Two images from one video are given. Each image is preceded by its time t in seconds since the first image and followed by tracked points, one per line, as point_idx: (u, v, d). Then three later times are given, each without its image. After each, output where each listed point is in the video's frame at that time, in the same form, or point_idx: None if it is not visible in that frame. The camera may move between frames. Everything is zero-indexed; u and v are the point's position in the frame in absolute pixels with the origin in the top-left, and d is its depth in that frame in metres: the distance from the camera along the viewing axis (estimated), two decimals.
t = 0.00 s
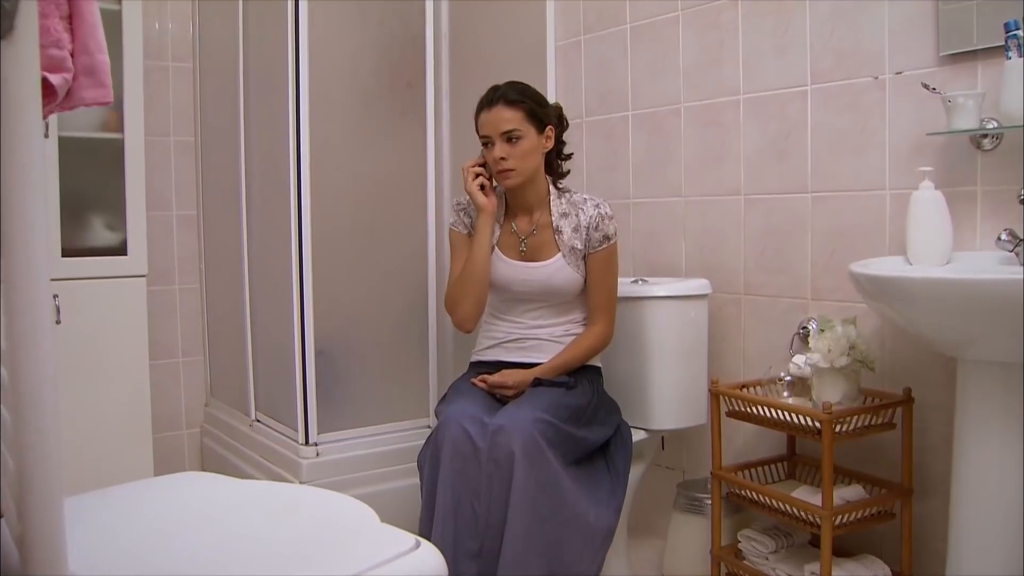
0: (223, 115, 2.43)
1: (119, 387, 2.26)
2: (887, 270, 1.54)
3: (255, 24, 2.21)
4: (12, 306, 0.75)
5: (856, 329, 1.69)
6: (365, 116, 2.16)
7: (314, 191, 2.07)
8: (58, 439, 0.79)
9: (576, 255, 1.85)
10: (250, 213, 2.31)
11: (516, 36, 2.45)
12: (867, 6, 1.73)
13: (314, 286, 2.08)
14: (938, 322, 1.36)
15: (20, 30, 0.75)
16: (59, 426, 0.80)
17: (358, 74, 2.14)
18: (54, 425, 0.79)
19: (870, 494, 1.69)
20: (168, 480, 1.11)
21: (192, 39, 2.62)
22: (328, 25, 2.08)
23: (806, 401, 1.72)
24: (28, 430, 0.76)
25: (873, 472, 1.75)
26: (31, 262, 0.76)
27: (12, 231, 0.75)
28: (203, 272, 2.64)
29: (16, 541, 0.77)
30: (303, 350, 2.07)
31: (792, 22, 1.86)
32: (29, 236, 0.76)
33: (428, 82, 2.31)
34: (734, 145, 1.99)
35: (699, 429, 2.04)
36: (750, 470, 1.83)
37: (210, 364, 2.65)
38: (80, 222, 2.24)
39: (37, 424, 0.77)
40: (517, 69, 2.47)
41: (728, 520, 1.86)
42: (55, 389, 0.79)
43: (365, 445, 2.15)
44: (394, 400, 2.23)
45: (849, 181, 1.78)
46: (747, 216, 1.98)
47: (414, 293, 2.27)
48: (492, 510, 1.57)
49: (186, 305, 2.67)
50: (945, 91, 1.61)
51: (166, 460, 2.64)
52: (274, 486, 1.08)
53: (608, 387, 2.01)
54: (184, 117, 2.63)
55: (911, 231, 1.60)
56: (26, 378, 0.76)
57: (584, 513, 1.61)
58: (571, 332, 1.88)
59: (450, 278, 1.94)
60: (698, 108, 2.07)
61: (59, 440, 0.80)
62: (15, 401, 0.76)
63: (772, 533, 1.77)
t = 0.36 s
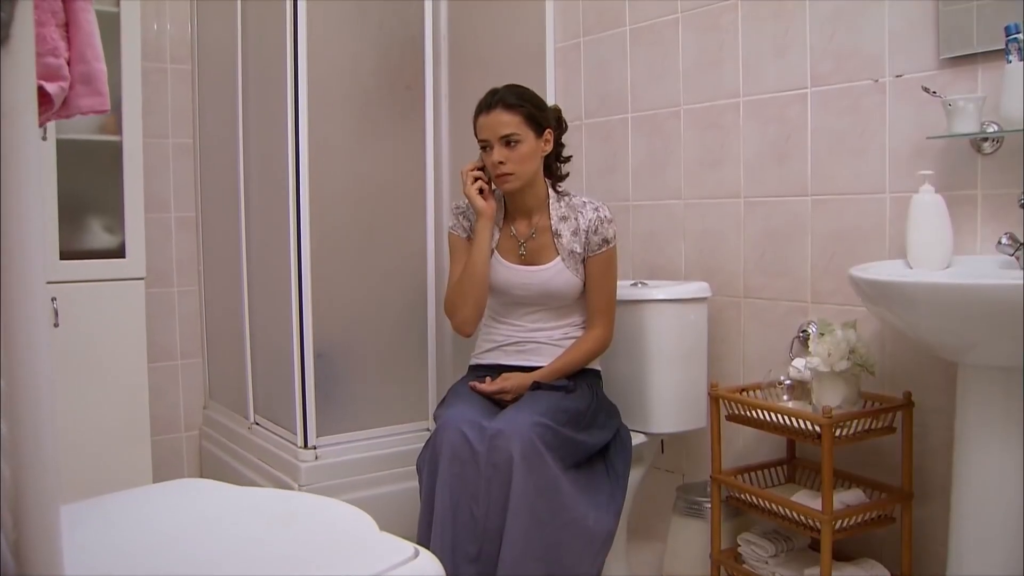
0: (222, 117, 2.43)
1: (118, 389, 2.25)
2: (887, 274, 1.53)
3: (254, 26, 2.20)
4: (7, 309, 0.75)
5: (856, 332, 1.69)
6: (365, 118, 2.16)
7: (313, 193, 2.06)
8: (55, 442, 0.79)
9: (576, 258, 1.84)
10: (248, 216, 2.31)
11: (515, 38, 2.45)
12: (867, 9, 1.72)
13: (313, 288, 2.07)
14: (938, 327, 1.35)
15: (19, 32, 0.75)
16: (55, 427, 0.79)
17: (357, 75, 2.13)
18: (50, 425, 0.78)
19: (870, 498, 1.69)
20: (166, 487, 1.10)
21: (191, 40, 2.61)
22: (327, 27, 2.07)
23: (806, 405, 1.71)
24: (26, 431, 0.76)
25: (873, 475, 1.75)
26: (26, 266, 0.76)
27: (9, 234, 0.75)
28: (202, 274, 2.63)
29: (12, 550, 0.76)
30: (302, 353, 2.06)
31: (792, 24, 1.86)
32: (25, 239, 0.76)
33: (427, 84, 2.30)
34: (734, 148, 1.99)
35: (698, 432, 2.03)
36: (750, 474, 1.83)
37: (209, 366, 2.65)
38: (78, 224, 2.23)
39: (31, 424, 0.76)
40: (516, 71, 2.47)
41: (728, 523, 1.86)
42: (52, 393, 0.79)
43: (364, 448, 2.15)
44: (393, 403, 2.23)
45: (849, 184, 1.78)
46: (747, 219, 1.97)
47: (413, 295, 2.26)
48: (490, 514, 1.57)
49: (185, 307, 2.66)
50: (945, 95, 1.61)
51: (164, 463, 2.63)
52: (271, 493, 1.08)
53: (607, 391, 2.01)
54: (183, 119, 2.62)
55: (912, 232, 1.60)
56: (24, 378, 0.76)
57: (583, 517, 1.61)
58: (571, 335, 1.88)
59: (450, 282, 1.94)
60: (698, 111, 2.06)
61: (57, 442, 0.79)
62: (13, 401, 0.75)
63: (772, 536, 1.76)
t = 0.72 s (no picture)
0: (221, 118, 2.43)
1: (117, 392, 2.25)
2: (886, 276, 1.53)
3: (253, 28, 2.20)
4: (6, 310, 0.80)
5: (856, 335, 1.69)
6: (364, 120, 2.16)
7: (312, 194, 2.06)
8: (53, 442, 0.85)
9: (575, 261, 1.84)
10: (247, 218, 2.31)
11: (515, 39, 2.44)
12: (867, 11, 1.72)
13: (312, 290, 2.07)
14: (938, 330, 1.35)
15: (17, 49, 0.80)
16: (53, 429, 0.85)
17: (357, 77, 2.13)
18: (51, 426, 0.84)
19: (870, 500, 1.69)
20: (163, 493, 1.10)
21: (190, 41, 2.61)
22: (326, 29, 2.07)
23: (806, 407, 1.71)
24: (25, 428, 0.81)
25: (873, 478, 1.75)
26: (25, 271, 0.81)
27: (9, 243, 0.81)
28: (201, 275, 2.63)
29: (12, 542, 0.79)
30: (301, 355, 2.06)
31: (792, 26, 1.85)
32: (24, 246, 0.81)
33: (426, 85, 2.30)
34: (733, 150, 1.99)
35: (698, 434, 2.03)
36: (750, 476, 1.83)
37: (208, 368, 2.64)
38: (77, 225, 2.23)
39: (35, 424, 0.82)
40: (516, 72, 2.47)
41: (728, 526, 1.85)
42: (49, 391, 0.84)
43: (363, 450, 2.15)
44: (392, 404, 2.23)
45: (848, 186, 1.78)
46: (747, 220, 1.97)
47: (412, 297, 2.26)
48: (490, 516, 1.56)
49: (184, 308, 2.66)
50: (945, 97, 1.61)
51: (163, 465, 2.63)
52: (271, 499, 1.08)
53: (607, 393, 2.01)
54: (182, 121, 2.62)
55: (911, 233, 1.60)
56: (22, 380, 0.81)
57: (582, 520, 1.61)
58: (570, 338, 1.88)
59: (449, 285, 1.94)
60: (697, 112, 2.06)
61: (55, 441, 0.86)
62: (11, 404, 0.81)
63: (772, 539, 1.76)
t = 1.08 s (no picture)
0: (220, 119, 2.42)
1: (116, 393, 2.25)
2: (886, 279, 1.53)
3: (252, 29, 2.19)
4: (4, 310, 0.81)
5: (856, 336, 1.69)
6: (363, 120, 2.15)
7: (311, 195, 2.06)
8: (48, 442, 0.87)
9: (574, 262, 1.84)
10: (246, 219, 2.30)
11: (515, 40, 2.44)
12: (866, 13, 1.72)
13: (311, 291, 2.07)
14: (938, 332, 1.35)
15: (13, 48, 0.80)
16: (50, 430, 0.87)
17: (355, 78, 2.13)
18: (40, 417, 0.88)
19: (870, 502, 1.69)
20: (163, 497, 1.10)
21: (188, 42, 2.60)
22: (325, 30, 2.07)
23: (806, 409, 1.71)
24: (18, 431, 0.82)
25: (873, 479, 1.75)
26: (20, 271, 0.81)
27: (7, 243, 0.81)
28: (201, 276, 2.63)
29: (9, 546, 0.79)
30: (301, 356, 2.06)
31: (791, 27, 1.85)
32: (21, 245, 0.81)
33: (426, 86, 2.29)
34: (733, 151, 1.99)
35: (698, 436, 2.03)
36: (749, 478, 1.83)
37: (207, 369, 2.64)
38: (76, 227, 2.22)
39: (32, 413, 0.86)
40: (515, 73, 2.46)
41: (727, 527, 1.85)
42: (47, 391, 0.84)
43: (363, 452, 2.15)
44: (392, 406, 2.22)
45: (848, 187, 1.77)
46: (746, 222, 1.97)
47: (412, 298, 2.25)
48: (489, 518, 1.56)
49: (183, 309, 2.65)
50: (945, 99, 1.61)
51: (162, 466, 2.63)
52: (268, 503, 1.07)
53: (606, 395, 2.00)
54: (181, 121, 2.62)
55: (910, 235, 1.60)
56: (16, 381, 0.81)
57: (582, 521, 1.61)
58: (569, 339, 1.87)
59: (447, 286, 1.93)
60: (697, 113, 2.06)
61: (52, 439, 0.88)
62: (10, 404, 0.81)
63: (771, 541, 1.76)
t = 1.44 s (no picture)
0: (219, 120, 2.42)
1: (115, 394, 2.25)
2: (886, 281, 1.53)
3: (251, 30, 2.19)
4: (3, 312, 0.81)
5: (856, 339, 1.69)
6: (362, 121, 2.15)
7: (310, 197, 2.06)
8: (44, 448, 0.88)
9: (574, 263, 1.83)
10: (246, 220, 2.30)
11: (514, 40, 2.44)
12: (866, 14, 1.72)
13: (310, 293, 2.07)
14: (937, 334, 1.35)
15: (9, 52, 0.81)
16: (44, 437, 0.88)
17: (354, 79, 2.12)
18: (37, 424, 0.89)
19: (870, 504, 1.69)
20: (162, 501, 1.10)
21: (187, 42, 2.60)
22: (324, 30, 2.06)
23: (805, 411, 1.71)
24: (15, 432, 0.83)
25: (873, 481, 1.75)
26: (19, 272, 0.82)
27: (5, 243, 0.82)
28: (200, 277, 2.63)
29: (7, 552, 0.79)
30: (300, 358, 2.06)
31: (791, 28, 1.85)
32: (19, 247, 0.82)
33: (425, 86, 2.28)
34: (733, 152, 1.98)
35: (697, 437, 2.03)
36: (749, 479, 1.82)
37: (206, 370, 2.64)
38: (75, 228, 2.22)
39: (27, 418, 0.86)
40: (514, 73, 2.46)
41: (727, 529, 1.85)
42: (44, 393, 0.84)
43: (362, 453, 2.15)
44: (391, 407, 2.22)
45: (848, 189, 1.77)
46: (746, 223, 1.97)
47: (411, 299, 2.25)
48: (489, 520, 1.56)
49: (182, 310, 2.65)
50: (945, 100, 1.60)
51: (162, 467, 2.63)
52: (266, 507, 1.07)
53: (605, 396, 2.00)
54: (180, 122, 2.61)
55: (909, 238, 1.60)
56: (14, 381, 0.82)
57: (581, 524, 1.60)
58: (569, 341, 1.87)
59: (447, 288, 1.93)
60: (696, 115, 2.06)
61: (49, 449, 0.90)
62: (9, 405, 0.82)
63: (771, 543, 1.76)
